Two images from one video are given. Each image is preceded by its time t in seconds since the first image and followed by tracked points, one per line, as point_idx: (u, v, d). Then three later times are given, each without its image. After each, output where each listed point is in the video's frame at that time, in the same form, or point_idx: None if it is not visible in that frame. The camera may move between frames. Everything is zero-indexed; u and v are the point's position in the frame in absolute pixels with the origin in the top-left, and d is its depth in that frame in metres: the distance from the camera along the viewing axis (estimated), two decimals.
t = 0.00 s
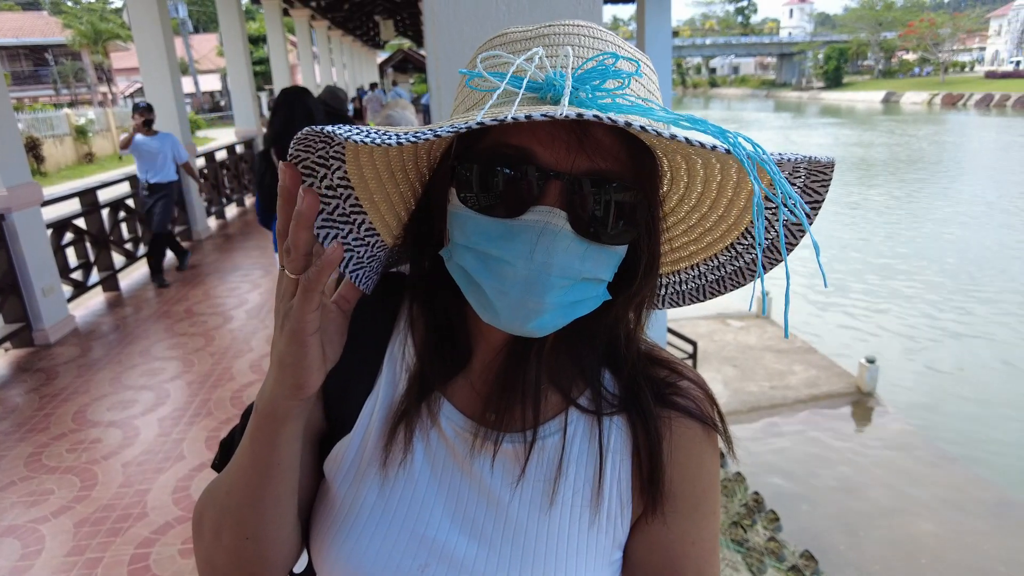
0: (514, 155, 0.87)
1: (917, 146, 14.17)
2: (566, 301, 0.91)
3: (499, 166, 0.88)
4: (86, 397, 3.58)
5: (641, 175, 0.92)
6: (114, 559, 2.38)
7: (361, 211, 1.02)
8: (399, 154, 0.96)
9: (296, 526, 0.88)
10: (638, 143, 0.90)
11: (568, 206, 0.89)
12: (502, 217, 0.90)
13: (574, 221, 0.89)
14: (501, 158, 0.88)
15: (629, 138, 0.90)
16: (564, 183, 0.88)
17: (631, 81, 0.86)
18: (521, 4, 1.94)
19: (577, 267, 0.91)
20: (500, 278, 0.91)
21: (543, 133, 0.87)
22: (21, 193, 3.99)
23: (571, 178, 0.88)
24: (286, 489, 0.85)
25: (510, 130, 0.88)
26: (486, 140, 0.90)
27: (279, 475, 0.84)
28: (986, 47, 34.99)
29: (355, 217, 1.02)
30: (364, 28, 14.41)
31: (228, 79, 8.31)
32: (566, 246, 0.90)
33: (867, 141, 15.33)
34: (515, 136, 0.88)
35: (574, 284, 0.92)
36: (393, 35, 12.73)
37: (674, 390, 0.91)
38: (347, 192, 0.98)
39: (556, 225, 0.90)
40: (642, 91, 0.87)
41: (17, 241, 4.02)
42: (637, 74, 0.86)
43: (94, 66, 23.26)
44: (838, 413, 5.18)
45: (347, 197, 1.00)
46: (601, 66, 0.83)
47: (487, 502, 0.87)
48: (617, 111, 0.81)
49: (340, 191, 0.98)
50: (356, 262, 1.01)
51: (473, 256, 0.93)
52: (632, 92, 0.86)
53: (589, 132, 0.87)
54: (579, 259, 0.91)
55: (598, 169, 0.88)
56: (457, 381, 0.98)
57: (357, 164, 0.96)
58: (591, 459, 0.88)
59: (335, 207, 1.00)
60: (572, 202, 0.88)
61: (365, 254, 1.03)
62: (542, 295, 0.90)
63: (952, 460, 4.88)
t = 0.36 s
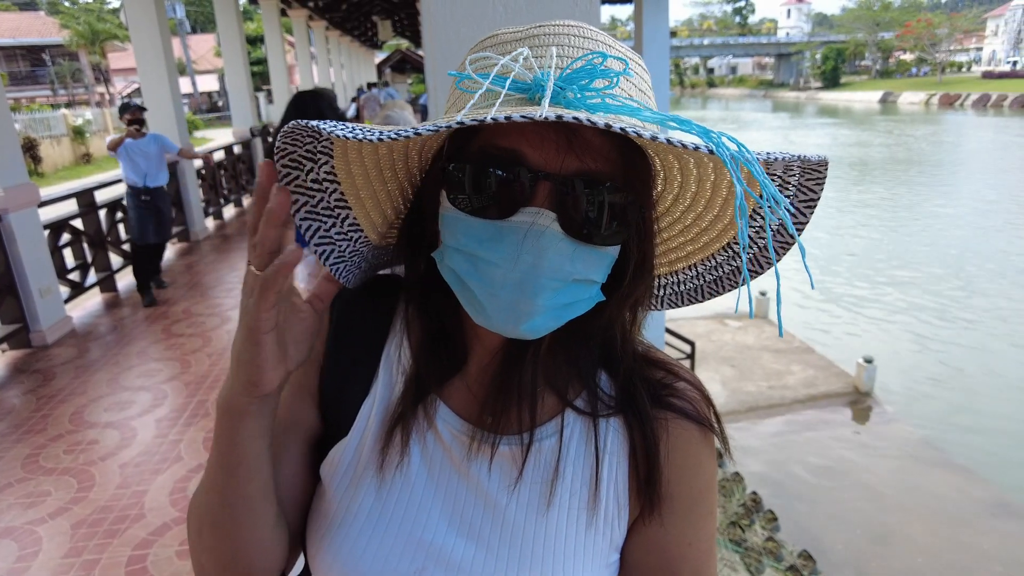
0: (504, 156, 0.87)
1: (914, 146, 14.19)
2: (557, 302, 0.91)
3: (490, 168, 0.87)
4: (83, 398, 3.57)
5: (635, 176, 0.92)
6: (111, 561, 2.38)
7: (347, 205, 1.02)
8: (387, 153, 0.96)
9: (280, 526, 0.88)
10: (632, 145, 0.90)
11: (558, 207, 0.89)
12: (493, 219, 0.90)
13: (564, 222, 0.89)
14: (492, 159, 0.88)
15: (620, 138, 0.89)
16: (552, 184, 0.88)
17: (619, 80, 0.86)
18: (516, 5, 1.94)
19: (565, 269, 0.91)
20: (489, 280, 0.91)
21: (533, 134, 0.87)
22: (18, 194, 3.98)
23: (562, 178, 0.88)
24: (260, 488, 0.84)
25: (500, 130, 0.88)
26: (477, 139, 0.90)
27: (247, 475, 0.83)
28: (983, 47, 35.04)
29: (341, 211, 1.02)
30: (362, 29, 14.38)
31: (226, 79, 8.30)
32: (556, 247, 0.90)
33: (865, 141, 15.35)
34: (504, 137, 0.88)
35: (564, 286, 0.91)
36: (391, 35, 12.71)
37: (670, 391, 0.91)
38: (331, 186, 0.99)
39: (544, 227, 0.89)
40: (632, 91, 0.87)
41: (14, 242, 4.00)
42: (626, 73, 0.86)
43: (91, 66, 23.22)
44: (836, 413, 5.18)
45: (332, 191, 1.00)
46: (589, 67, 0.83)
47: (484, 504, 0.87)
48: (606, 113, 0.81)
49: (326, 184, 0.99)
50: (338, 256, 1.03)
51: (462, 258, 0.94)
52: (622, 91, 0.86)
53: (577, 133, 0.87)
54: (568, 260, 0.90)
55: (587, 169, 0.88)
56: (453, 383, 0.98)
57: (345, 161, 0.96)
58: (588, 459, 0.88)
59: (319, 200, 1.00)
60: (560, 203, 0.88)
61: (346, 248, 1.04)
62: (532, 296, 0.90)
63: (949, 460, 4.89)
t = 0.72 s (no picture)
0: (451, 147, 0.92)
1: (913, 147, 14.21)
2: (498, 290, 0.90)
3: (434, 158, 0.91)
4: (81, 399, 3.56)
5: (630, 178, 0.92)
6: (110, 562, 2.37)
7: (354, 197, 1.14)
8: (369, 139, 1.08)
9: (265, 531, 0.91)
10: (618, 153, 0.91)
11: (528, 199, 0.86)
12: (438, 206, 0.93)
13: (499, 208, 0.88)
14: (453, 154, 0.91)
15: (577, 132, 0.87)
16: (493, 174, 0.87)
17: (536, 60, 0.83)
18: (517, 5, 1.94)
19: (503, 255, 0.90)
20: (429, 266, 0.93)
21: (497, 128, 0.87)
22: (16, 194, 3.97)
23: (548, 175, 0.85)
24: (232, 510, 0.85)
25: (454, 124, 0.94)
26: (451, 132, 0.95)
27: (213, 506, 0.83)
28: (980, 47, 35.11)
29: (348, 202, 1.15)
30: (360, 29, 14.38)
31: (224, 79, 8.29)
32: (492, 235, 0.90)
33: (863, 142, 15.38)
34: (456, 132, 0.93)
35: (503, 274, 0.90)
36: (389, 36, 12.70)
37: (670, 393, 0.92)
38: (337, 179, 1.13)
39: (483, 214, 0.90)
40: (553, 68, 0.83)
41: (12, 242, 4.00)
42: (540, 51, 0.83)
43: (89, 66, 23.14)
44: (834, 413, 5.18)
45: (340, 184, 1.14)
46: (506, 50, 0.83)
47: (482, 504, 0.86)
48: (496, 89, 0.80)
49: (332, 177, 1.13)
50: (349, 242, 1.16)
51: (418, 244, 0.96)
52: (556, 79, 0.82)
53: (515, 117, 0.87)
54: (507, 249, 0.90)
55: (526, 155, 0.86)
56: (451, 382, 0.98)
57: (344, 154, 1.10)
58: (587, 459, 0.88)
59: (330, 191, 1.14)
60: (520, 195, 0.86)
61: (357, 237, 1.16)
62: (466, 281, 0.90)
63: (948, 460, 4.89)
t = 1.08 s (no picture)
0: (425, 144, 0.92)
1: (911, 147, 14.23)
2: (464, 284, 0.91)
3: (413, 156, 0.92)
4: (80, 400, 3.55)
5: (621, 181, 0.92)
6: (109, 563, 2.36)
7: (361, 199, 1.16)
8: (361, 139, 1.09)
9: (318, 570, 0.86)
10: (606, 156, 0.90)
11: (504, 192, 0.86)
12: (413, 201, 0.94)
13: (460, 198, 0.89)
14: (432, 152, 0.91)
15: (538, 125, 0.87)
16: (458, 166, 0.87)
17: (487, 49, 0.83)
18: (518, 5, 1.94)
19: (468, 249, 0.91)
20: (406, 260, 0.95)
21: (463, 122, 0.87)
22: (16, 194, 3.96)
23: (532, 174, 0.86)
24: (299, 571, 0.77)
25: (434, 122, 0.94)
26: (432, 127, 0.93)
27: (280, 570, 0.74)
28: (978, 48, 35.19)
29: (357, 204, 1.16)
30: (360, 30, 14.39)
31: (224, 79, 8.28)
32: (458, 227, 0.91)
33: (862, 142, 15.40)
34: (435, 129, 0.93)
35: (467, 267, 0.92)
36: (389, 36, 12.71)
37: (672, 396, 0.91)
38: (347, 181, 1.16)
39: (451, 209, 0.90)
40: (512, 56, 0.83)
41: (11, 242, 3.99)
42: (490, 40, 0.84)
43: (88, 66, 23.12)
44: (833, 413, 5.18)
45: (348, 186, 1.16)
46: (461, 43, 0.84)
47: (484, 506, 0.86)
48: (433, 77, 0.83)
49: (341, 180, 1.16)
50: (362, 243, 1.18)
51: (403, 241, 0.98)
52: (520, 71, 0.81)
53: (476, 109, 0.86)
54: (469, 243, 0.91)
55: (484, 146, 0.86)
56: (449, 381, 0.98)
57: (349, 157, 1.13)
58: (585, 460, 0.87)
59: (340, 193, 1.17)
60: (495, 189, 0.86)
61: (369, 237, 1.18)
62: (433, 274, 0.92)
63: (947, 460, 4.89)
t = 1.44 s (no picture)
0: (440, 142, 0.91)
1: (912, 147, 14.22)
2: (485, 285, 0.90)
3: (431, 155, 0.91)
4: (81, 400, 3.54)
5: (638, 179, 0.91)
6: (110, 564, 2.35)
7: (374, 199, 1.15)
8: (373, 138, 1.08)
9: None
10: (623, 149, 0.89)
11: (520, 188, 0.85)
12: (431, 200, 0.93)
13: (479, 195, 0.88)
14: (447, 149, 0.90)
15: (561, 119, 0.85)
16: (473, 163, 0.86)
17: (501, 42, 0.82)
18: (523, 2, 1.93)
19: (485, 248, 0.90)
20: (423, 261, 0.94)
21: (479, 119, 0.86)
22: (16, 193, 3.95)
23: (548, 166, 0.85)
24: None
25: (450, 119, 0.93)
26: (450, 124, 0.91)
27: None
28: (980, 48, 35.15)
29: (370, 204, 1.16)
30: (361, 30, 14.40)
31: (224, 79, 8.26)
32: (474, 225, 0.90)
33: (863, 142, 15.39)
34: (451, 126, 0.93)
35: (484, 267, 0.91)
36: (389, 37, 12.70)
37: (693, 397, 0.89)
38: (359, 181, 1.14)
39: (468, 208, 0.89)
40: (527, 49, 0.81)
41: (11, 242, 3.97)
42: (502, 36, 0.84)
43: (89, 66, 23.11)
44: (835, 413, 5.17)
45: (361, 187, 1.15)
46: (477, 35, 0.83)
47: (497, 511, 0.84)
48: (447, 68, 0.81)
49: (353, 180, 1.14)
50: (374, 245, 1.18)
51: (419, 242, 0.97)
52: (535, 63, 0.80)
53: (493, 103, 0.86)
54: (485, 242, 0.90)
55: (504, 142, 0.86)
56: (462, 383, 0.97)
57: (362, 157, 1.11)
58: (603, 464, 0.86)
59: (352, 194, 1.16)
60: (513, 185, 0.85)
61: (381, 239, 1.17)
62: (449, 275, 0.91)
63: (950, 460, 4.87)
